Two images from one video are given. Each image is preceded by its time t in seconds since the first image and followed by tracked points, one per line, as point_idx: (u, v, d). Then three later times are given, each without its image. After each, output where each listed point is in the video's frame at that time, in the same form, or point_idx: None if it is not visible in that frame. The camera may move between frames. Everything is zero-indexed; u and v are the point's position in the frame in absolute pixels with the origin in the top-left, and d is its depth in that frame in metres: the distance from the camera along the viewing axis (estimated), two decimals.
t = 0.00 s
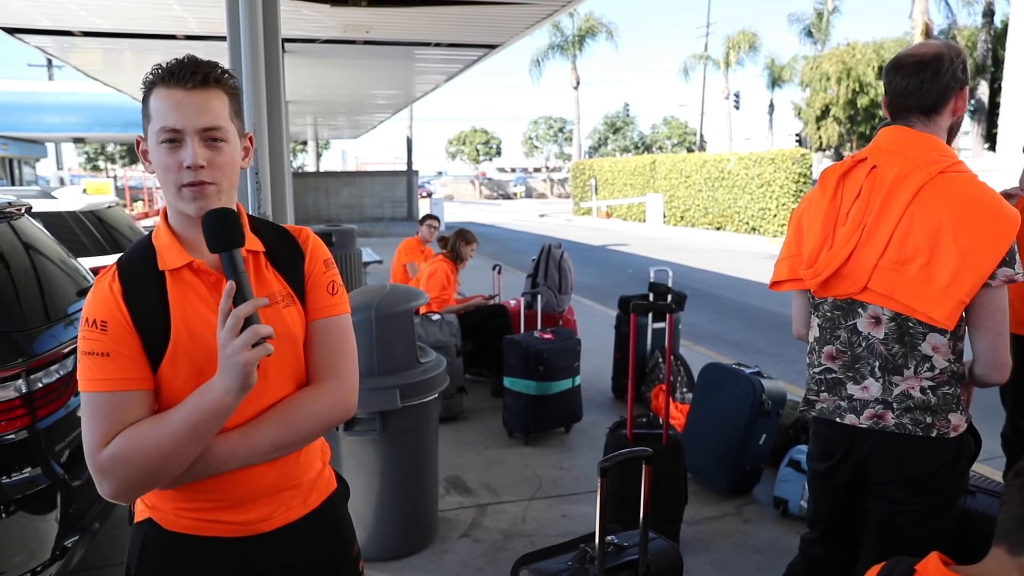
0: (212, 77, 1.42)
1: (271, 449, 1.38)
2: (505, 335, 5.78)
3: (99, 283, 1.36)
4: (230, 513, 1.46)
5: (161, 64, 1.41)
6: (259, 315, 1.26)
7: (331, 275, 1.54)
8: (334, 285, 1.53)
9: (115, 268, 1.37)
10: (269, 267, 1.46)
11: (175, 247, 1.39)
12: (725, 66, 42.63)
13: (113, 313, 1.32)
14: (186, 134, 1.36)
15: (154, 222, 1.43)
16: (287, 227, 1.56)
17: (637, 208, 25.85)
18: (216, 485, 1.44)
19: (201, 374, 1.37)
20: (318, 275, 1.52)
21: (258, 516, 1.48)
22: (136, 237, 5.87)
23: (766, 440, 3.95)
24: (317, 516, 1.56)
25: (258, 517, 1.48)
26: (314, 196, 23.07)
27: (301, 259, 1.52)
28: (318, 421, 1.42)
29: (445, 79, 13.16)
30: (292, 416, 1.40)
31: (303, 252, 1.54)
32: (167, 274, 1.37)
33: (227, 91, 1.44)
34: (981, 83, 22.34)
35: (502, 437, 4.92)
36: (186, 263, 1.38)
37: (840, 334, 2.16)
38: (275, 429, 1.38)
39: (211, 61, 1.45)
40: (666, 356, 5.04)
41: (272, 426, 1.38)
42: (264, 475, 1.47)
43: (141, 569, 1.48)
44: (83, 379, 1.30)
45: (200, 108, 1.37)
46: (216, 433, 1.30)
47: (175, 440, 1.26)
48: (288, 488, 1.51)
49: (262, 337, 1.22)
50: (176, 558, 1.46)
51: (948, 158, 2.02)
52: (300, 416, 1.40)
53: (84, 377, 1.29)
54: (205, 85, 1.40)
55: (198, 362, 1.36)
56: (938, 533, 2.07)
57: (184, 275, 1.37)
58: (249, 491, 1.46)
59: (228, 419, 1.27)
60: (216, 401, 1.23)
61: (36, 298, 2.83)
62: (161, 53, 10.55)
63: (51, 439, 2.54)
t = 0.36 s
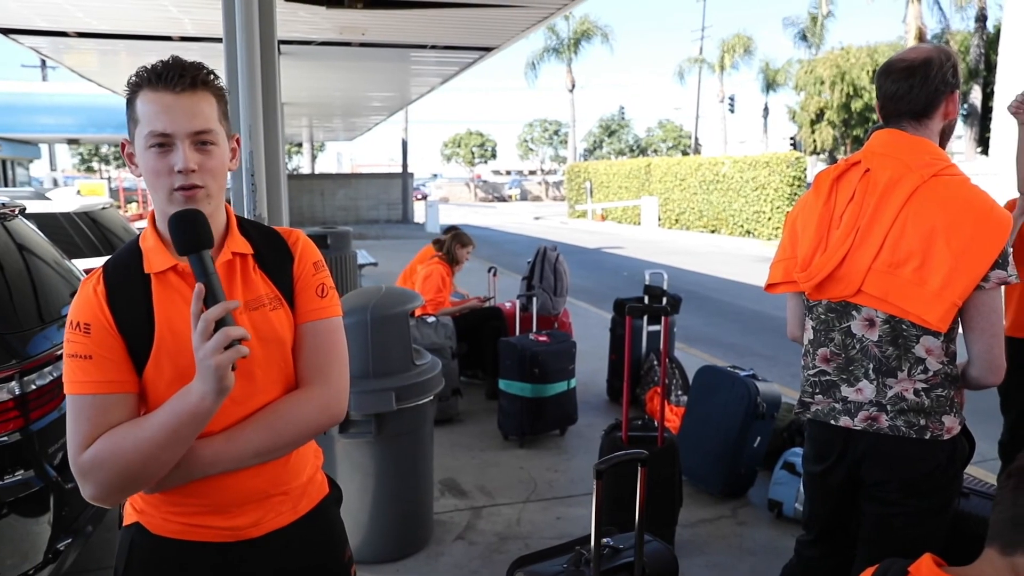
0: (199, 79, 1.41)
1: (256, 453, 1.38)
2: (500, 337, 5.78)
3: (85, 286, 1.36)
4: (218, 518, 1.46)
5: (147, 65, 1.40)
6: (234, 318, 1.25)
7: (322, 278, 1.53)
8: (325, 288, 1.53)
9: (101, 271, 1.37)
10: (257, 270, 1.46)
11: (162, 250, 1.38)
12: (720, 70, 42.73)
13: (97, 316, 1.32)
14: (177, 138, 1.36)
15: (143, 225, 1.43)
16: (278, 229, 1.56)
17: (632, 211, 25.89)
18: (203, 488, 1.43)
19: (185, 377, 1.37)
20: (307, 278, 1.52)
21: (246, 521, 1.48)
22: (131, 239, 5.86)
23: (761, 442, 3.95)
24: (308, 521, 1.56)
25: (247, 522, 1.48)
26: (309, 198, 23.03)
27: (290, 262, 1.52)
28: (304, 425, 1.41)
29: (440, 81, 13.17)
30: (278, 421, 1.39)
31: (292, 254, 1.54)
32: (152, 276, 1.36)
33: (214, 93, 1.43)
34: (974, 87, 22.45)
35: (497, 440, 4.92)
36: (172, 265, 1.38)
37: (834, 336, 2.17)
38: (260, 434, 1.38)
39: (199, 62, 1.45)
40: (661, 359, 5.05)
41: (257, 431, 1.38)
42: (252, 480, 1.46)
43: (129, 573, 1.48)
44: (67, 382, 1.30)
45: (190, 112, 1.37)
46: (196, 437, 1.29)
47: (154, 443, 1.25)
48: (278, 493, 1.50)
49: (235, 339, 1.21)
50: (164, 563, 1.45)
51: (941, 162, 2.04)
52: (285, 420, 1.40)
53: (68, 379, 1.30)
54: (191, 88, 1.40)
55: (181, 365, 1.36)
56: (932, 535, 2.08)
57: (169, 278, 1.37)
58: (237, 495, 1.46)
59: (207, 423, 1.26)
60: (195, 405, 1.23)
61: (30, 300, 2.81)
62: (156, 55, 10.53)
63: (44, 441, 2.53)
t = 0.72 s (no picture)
0: (205, 75, 1.41)
1: (266, 447, 1.37)
2: (497, 335, 5.77)
3: (90, 283, 1.35)
4: (226, 513, 1.45)
5: (150, 62, 1.39)
6: (250, 312, 1.25)
7: (324, 272, 1.53)
8: (327, 281, 1.53)
9: (106, 268, 1.37)
10: (261, 264, 1.46)
11: (165, 246, 1.38)
12: (718, 70, 42.76)
13: (105, 313, 1.31)
14: (190, 133, 1.35)
15: (146, 222, 1.42)
16: (279, 224, 1.56)
17: (629, 210, 25.89)
18: (212, 484, 1.43)
19: (194, 373, 1.36)
20: (310, 272, 1.51)
21: (255, 516, 1.47)
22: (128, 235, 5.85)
23: (757, 441, 3.96)
24: (314, 515, 1.56)
25: (256, 516, 1.47)
26: (306, 195, 22.97)
27: (293, 256, 1.51)
28: (313, 418, 1.41)
29: (438, 79, 13.16)
30: (287, 414, 1.39)
31: (295, 248, 1.53)
32: (158, 273, 1.36)
33: (220, 89, 1.43)
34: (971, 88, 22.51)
35: (494, 438, 4.91)
36: (177, 262, 1.37)
37: (831, 336, 2.17)
38: (269, 427, 1.37)
39: (203, 58, 1.44)
40: (658, 358, 5.06)
41: (267, 424, 1.37)
42: (260, 474, 1.46)
43: (137, 571, 1.47)
44: (75, 380, 1.29)
45: (199, 106, 1.37)
46: (209, 432, 1.29)
47: (167, 438, 1.24)
48: (285, 487, 1.50)
49: (253, 333, 1.20)
50: (173, 560, 1.45)
51: (938, 163, 2.04)
52: (295, 413, 1.39)
53: (77, 377, 1.29)
54: (198, 83, 1.39)
55: (189, 361, 1.36)
56: (928, 534, 2.08)
57: (175, 274, 1.37)
58: (245, 490, 1.45)
59: (221, 417, 1.26)
60: (210, 399, 1.22)
61: (26, 296, 2.80)
62: (154, 51, 10.50)
63: (40, 438, 2.52)
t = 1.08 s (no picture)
0: (210, 74, 1.40)
1: (274, 443, 1.37)
2: (494, 335, 5.77)
3: (95, 283, 1.35)
4: (233, 509, 1.45)
5: (153, 60, 1.39)
6: (262, 309, 1.24)
7: (326, 268, 1.53)
8: (328, 278, 1.52)
9: (110, 267, 1.36)
10: (263, 262, 1.45)
11: (168, 245, 1.37)
12: (714, 70, 42.83)
13: (110, 313, 1.31)
14: (202, 131, 1.34)
15: (149, 220, 1.42)
16: (279, 221, 1.55)
17: (626, 210, 25.91)
18: (219, 481, 1.42)
19: (200, 371, 1.36)
20: (312, 268, 1.51)
21: (261, 512, 1.47)
22: (123, 235, 5.84)
23: (753, 441, 3.96)
24: (318, 511, 1.55)
25: (262, 513, 1.47)
26: (302, 195, 22.91)
27: (294, 253, 1.51)
28: (319, 414, 1.41)
29: (435, 79, 13.16)
30: (294, 409, 1.39)
31: (296, 246, 1.53)
32: (162, 272, 1.35)
33: (223, 87, 1.42)
34: (966, 89, 22.58)
35: (490, 438, 4.91)
36: (182, 260, 1.37)
37: (826, 336, 2.17)
38: (276, 423, 1.37)
39: (205, 57, 1.44)
40: (654, 358, 5.06)
41: (273, 420, 1.37)
42: (266, 471, 1.46)
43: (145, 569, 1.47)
44: (81, 380, 1.28)
45: (205, 104, 1.36)
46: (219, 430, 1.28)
47: (179, 436, 1.24)
48: (290, 483, 1.50)
49: (266, 331, 1.20)
50: (180, 557, 1.44)
51: (936, 163, 2.04)
52: (301, 409, 1.39)
53: (83, 378, 1.28)
54: (202, 81, 1.39)
55: (196, 359, 1.35)
56: (923, 534, 2.08)
57: (179, 273, 1.36)
58: (250, 487, 1.45)
59: (233, 414, 1.26)
60: (221, 396, 1.22)
61: (21, 295, 2.79)
62: (150, 50, 10.48)
63: (33, 438, 2.51)
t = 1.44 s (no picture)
0: (206, 74, 1.40)
1: (261, 442, 1.36)
2: (489, 334, 5.77)
3: (86, 278, 1.34)
4: (220, 507, 1.44)
5: (150, 59, 1.38)
6: (248, 308, 1.24)
7: (319, 270, 1.52)
8: (322, 279, 1.52)
9: (101, 263, 1.35)
10: (256, 262, 1.45)
11: (162, 243, 1.37)
12: (709, 69, 42.85)
13: (101, 308, 1.30)
14: (191, 130, 1.34)
15: (142, 218, 1.41)
16: (274, 221, 1.55)
17: (621, 209, 25.91)
18: (207, 478, 1.42)
19: (190, 369, 1.35)
20: (305, 269, 1.51)
21: (249, 511, 1.46)
22: (117, 234, 5.82)
23: (748, 439, 3.97)
24: (309, 510, 1.55)
25: (250, 511, 1.46)
26: (297, 194, 22.85)
27: (288, 253, 1.50)
28: (309, 414, 1.40)
29: (430, 77, 13.14)
30: (283, 409, 1.38)
31: (291, 246, 1.52)
32: (154, 269, 1.35)
33: (219, 87, 1.42)
34: (960, 88, 22.64)
35: (485, 437, 4.91)
36: (173, 258, 1.36)
37: (821, 334, 2.18)
38: (264, 422, 1.36)
39: (202, 56, 1.43)
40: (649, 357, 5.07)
41: (262, 419, 1.36)
42: (255, 470, 1.45)
43: (133, 565, 1.46)
44: (70, 375, 1.28)
45: (200, 103, 1.36)
46: (204, 428, 1.28)
47: (164, 433, 1.23)
48: (280, 482, 1.49)
49: (251, 330, 1.19)
50: (168, 554, 1.44)
51: (929, 163, 2.04)
52: (290, 409, 1.39)
53: (73, 372, 1.28)
54: (199, 81, 1.38)
55: (186, 356, 1.34)
56: (917, 531, 2.09)
57: (171, 270, 1.35)
58: (240, 485, 1.44)
59: (218, 412, 1.25)
60: (206, 394, 1.21)
61: (13, 294, 2.78)
62: (143, 48, 10.44)
63: (27, 438, 2.50)
